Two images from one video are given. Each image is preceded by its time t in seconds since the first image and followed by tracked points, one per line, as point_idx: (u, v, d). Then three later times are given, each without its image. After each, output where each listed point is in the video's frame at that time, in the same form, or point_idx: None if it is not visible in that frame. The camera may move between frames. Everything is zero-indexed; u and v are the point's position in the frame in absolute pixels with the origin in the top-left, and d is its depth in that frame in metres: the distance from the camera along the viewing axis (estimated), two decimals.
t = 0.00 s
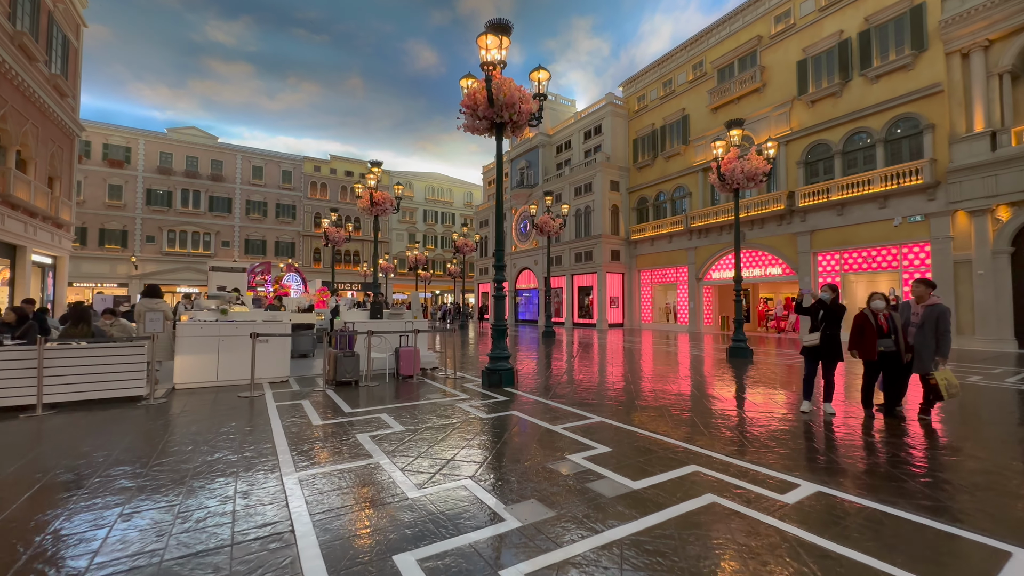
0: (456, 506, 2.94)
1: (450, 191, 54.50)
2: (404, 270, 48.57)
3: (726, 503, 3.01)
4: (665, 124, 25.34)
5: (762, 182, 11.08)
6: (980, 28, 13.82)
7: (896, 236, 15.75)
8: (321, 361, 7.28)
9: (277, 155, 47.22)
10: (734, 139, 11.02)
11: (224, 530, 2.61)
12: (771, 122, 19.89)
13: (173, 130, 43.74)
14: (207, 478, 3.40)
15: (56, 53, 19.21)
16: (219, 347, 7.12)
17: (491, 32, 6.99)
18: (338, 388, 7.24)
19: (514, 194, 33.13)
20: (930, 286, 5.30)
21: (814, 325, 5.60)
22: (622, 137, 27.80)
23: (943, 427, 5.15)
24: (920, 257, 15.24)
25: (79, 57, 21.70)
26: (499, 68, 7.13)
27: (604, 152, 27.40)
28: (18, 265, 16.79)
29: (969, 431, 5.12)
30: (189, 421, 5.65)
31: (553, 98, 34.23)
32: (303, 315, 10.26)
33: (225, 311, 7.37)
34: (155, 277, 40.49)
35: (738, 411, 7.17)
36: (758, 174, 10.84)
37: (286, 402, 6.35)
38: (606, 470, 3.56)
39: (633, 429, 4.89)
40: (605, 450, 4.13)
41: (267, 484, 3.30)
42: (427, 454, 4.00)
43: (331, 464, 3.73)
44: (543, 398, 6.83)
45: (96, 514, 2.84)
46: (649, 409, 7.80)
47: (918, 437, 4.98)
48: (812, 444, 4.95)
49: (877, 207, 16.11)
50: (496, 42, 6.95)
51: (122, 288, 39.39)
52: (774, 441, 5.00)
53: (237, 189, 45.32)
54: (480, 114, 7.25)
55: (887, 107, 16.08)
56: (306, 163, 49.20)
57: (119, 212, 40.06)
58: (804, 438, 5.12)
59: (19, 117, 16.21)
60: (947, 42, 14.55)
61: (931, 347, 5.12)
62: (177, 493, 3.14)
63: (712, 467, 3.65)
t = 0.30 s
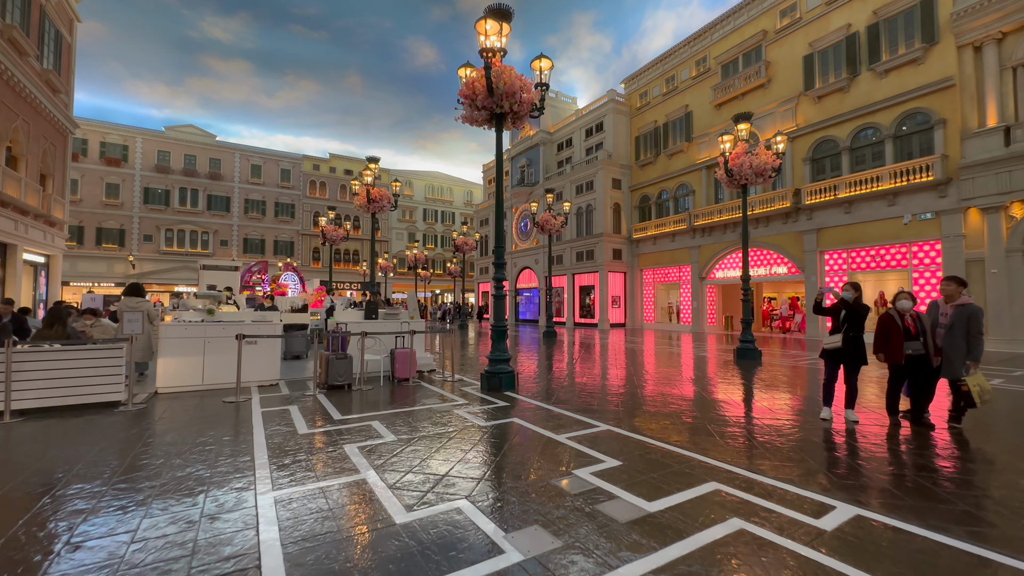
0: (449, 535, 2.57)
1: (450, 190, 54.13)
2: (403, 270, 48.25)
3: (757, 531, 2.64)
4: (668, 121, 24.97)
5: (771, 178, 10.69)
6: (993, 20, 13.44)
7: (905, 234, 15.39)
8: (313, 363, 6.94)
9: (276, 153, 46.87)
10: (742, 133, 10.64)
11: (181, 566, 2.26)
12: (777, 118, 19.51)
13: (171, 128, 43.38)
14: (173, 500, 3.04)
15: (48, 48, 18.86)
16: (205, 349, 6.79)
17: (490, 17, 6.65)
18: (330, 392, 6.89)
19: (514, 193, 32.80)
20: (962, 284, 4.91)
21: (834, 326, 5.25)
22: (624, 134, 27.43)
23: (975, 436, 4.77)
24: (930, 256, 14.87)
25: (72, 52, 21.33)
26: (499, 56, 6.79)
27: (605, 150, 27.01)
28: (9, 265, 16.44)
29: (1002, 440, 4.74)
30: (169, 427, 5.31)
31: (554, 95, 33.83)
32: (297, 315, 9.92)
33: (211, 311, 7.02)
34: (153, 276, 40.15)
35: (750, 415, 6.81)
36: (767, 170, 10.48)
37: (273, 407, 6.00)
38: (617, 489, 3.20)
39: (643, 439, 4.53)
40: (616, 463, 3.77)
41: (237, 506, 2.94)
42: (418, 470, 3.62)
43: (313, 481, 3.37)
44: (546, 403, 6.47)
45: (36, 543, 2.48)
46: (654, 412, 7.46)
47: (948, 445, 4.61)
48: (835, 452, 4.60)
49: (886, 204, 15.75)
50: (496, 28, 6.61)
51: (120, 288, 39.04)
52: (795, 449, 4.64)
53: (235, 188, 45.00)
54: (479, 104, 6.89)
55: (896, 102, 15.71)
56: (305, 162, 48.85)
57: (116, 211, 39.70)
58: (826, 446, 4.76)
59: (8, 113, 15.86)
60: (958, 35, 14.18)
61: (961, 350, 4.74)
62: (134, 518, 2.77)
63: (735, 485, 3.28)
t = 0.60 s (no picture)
0: (437, 568, 2.23)
1: (450, 190, 53.79)
2: (403, 270, 47.93)
3: (791, 563, 2.30)
4: (670, 118, 24.63)
5: (779, 174, 10.34)
6: (1005, 12, 13.10)
7: (914, 232, 15.05)
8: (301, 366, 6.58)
9: (274, 153, 46.57)
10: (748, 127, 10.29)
11: None
12: (781, 115, 19.18)
13: (168, 127, 43.11)
14: (129, 522, 2.71)
15: (41, 44, 18.57)
16: (188, 351, 6.47)
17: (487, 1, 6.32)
18: (319, 396, 6.57)
19: (514, 191, 32.49)
20: (994, 282, 4.58)
21: (855, 326, 4.93)
22: (625, 132, 27.10)
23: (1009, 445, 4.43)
24: (939, 254, 14.53)
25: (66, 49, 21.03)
26: (497, 42, 6.47)
27: (606, 148, 26.65)
28: None
29: None
30: (145, 433, 4.99)
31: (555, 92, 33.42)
32: (289, 314, 9.59)
33: (195, 311, 6.68)
34: (150, 276, 39.88)
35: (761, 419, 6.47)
36: (775, 165, 10.13)
37: (258, 412, 5.65)
38: (626, 509, 2.87)
39: (653, 449, 4.18)
40: (624, 478, 3.42)
41: (198, 529, 2.61)
42: (406, 485, 3.29)
43: (288, 500, 3.02)
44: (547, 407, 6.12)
45: None
46: (659, 416, 7.15)
47: (980, 454, 4.27)
48: (859, 461, 4.27)
49: (894, 201, 15.41)
50: (493, 13, 6.27)
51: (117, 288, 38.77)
52: (819, 458, 4.29)
53: (234, 187, 44.73)
54: (476, 93, 6.56)
55: (905, 97, 15.38)
56: (304, 161, 48.57)
57: (113, 210, 39.43)
58: (848, 454, 4.43)
59: None
60: (969, 27, 13.83)
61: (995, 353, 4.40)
62: (80, 544, 2.45)
63: (758, 505, 2.95)
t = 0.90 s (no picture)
0: None
1: (449, 189, 53.45)
2: (402, 270, 47.59)
3: None
4: (671, 116, 24.30)
5: (786, 169, 10.00)
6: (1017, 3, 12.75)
7: (922, 230, 14.69)
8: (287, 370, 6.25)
9: (272, 152, 46.24)
10: (754, 121, 9.94)
11: None
12: (785, 111, 18.83)
13: (165, 126, 42.78)
14: (64, 554, 2.37)
15: (31, 40, 18.24)
16: (166, 355, 6.14)
17: None
18: (306, 402, 6.22)
19: (514, 190, 32.17)
20: None
21: (875, 328, 4.59)
22: (626, 130, 26.74)
23: None
24: (948, 253, 14.18)
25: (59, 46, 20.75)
26: (492, 28, 6.13)
27: (607, 146, 26.30)
28: None
29: None
30: (113, 442, 4.65)
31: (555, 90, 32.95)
32: (279, 315, 9.22)
33: (175, 312, 6.34)
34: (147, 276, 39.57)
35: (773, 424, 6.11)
36: (781, 160, 9.80)
37: (238, 420, 5.28)
38: (634, 540, 2.53)
39: (660, 463, 3.82)
40: (629, 499, 3.07)
41: (140, 566, 2.27)
42: (386, 507, 2.94)
43: (250, 526, 2.66)
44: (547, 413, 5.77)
45: None
46: (664, 421, 6.82)
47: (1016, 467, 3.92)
48: (883, 474, 3.93)
49: (902, 199, 15.06)
50: None
51: (114, 288, 38.46)
52: (840, 471, 3.94)
53: (231, 186, 44.42)
54: (470, 82, 6.22)
55: (913, 92, 15.02)
56: (302, 160, 48.26)
57: (110, 210, 39.11)
58: (871, 467, 4.08)
59: None
60: (979, 20, 13.47)
61: None
62: None
63: (783, 534, 2.60)
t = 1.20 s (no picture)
0: None
1: (449, 187, 53.17)
2: (401, 268, 47.34)
3: None
4: (673, 112, 23.99)
5: (793, 161, 9.66)
6: None
7: (930, 226, 14.37)
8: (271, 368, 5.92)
9: (270, 150, 45.93)
10: (760, 111, 9.61)
11: None
12: (789, 106, 18.50)
13: (162, 123, 42.44)
14: None
15: (22, 33, 17.91)
16: (144, 351, 5.82)
17: None
18: (291, 402, 5.90)
19: (514, 188, 31.86)
20: None
21: (897, 322, 4.26)
22: (627, 126, 26.42)
23: None
24: (957, 250, 13.87)
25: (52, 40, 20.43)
26: (487, 7, 5.81)
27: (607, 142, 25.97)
28: None
29: None
30: (78, 442, 4.34)
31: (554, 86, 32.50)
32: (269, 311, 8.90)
33: (153, 306, 5.99)
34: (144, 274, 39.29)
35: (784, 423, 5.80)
36: (788, 152, 9.48)
37: (215, 420, 4.95)
38: (639, 558, 2.22)
39: (668, 468, 3.48)
40: (635, 510, 2.75)
41: None
42: (361, 518, 2.62)
43: (204, 542, 2.35)
44: (545, 413, 5.44)
45: None
46: (666, 419, 6.52)
47: None
48: (908, 478, 3.61)
49: (909, 194, 14.74)
50: None
51: (110, 286, 38.18)
52: (863, 475, 3.61)
53: (229, 184, 44.12)
54: (465, 64, 5.90)
55: (920, 85, 14.71)
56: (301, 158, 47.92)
57: (106, 208, 38.81)
58: (892, 469, 3.77)
59: None
60: (989, 11, 13.15)
61: None
62: None
63: (809, 553, 2.28)
